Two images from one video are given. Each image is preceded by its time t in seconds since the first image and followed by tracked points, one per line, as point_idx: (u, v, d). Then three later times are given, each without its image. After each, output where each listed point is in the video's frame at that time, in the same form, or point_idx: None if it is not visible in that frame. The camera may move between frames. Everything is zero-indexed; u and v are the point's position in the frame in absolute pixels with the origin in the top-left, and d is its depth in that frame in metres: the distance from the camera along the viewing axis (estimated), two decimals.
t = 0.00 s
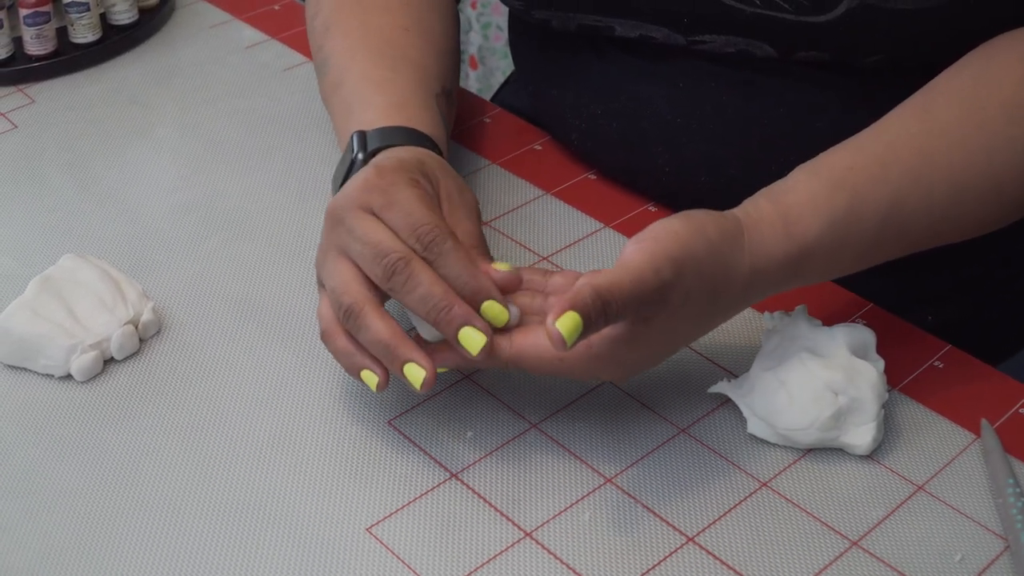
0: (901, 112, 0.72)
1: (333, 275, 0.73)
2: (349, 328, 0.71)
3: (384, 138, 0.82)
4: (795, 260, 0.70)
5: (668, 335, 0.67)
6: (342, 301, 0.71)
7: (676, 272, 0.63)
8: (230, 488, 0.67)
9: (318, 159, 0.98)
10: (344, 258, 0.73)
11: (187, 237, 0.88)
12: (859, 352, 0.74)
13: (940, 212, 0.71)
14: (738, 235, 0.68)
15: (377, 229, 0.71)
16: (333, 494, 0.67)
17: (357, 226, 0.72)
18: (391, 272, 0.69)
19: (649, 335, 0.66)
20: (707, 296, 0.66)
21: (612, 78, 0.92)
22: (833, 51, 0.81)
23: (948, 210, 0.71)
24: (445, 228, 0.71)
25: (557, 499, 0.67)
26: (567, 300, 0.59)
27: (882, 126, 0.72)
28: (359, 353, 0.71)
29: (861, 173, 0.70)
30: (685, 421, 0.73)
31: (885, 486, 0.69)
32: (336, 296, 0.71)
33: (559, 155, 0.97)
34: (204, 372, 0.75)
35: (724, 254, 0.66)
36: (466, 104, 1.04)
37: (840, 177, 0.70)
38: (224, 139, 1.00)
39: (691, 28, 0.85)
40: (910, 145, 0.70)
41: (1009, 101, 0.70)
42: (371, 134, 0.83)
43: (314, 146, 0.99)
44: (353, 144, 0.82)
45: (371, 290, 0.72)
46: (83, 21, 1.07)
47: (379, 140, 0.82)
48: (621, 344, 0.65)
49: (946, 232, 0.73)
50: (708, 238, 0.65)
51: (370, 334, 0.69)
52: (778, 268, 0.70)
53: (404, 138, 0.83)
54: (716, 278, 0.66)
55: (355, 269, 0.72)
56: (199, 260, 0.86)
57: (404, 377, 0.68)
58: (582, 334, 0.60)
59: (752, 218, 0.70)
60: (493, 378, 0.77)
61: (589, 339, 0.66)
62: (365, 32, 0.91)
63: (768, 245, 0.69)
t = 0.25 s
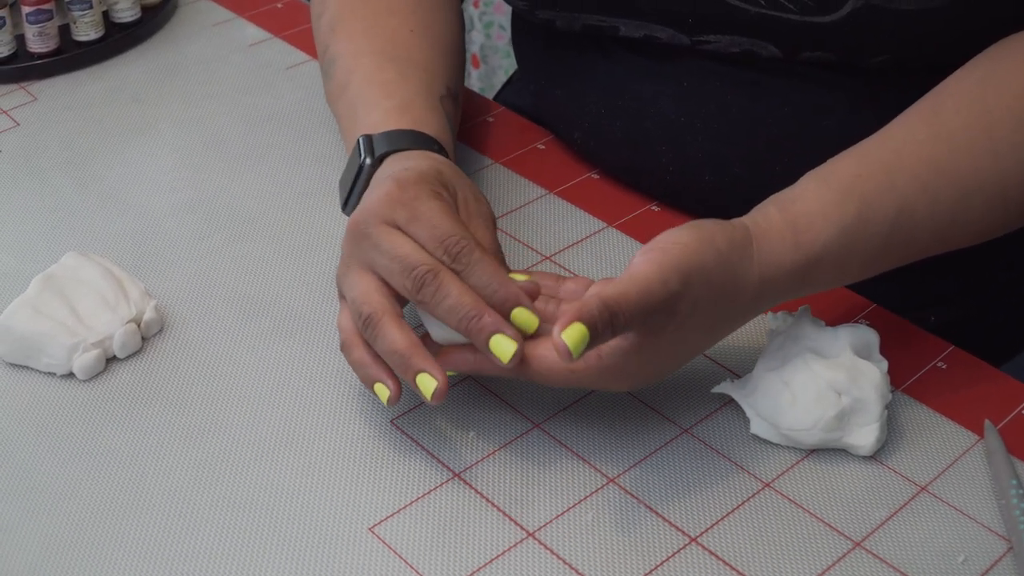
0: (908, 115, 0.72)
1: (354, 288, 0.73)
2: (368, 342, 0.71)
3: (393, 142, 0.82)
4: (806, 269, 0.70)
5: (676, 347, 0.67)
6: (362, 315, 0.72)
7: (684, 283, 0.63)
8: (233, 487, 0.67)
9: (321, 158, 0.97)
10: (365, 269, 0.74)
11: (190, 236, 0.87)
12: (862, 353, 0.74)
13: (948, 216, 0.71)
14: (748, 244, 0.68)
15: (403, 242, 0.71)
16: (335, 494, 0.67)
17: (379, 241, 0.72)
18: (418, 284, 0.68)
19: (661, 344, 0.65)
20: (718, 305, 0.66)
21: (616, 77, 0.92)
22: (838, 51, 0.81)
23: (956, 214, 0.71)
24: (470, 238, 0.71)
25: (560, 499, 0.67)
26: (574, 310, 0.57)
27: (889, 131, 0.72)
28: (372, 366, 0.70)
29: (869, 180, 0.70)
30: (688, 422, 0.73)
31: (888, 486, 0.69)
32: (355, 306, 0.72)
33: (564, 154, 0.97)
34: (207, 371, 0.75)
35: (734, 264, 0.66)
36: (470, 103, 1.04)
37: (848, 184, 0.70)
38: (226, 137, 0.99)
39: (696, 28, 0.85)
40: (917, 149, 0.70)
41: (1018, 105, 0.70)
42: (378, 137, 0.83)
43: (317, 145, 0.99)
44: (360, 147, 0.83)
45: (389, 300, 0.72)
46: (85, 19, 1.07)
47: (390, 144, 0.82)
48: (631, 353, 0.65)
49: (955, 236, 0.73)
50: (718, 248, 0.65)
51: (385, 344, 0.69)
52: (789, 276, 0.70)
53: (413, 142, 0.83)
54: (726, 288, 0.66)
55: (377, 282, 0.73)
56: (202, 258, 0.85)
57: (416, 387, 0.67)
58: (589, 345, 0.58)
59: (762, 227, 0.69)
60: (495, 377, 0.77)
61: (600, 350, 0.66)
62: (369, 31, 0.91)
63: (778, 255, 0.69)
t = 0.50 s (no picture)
0: (921, 117, 0.72)
1: (335, 303, 0.74)
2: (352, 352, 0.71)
3: (348, 134, 0.82)
4: (822, 272, 0.70)
5: (690, 349, 0.67)
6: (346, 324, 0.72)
7: (702, 280, 0.63)
8: (232, 485, 0.67)
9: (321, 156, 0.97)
10: (344, 283, 0.74)
11: (189, 234, 0.87)
12: (862, 351, 0.74)
13: (961, 221, 0.71)
14: (766, 246, 0.68)
15: (372, 251, 0.71)
16: (335, 492, 0.67)
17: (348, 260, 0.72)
18: (395, 284, 0.69)
19: (675, 345, 0.65)
20: (733, 306, 0.66)
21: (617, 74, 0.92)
22: (838, 50, 0.81)
23: (969, 218, 0.71)
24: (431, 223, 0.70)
25: (558, 497, 0.67)
26: (586, 297, 0.56)
27: (901, 132, 0.72)
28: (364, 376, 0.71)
29: (886, 180, 0.70)
30: (686, 420, 0.73)
31: (888, 485, 0.69)
32: (338, 321, 0.73)
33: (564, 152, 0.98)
34: (206, 370, 0.75)
35: (750, 265, 0.66)
36: (470, 100, 1.04)
37: (864, 185, 0.70)
38: (226, 135, 0.99)
39: (698, 28, 0.85)
40: (931, 150, 0.70)
41: None
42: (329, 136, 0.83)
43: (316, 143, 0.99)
44: (314, 149, 0.83)
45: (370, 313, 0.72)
46: (85, 17, 1.07)
47: (345, 141, 0.82)
48: (643, 352, 0.65)
49: (966, 239, 0.73)
50: (735, 249, 0.66)
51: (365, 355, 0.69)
52: (805, 280, 0.69)
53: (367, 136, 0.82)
54: (742, 289, 0.66)
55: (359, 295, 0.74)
56: (201, 257, 0.85)
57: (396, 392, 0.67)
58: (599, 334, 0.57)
59: (780, 229, 0.69)
60: (494, 375, 0.77)
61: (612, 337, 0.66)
62: (369, 30, 0.91)
63: (795, 257, 0.69)
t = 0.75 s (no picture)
0: (918, 121, 0.72)
1: (343, 286, 0.73)
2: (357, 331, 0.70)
3: (352, 123, 0.82)
4: (819, 283, 0.70)
5: (686, 364, 0.67)
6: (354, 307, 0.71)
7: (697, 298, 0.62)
8: (231, 484, 0.67)
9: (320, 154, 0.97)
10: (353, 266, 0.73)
11: (188, 232, 0.87)
12: (862, 348, 0.74)
13: (958, 228, 0.71)
14: (762, 260, 0.68)
15: (388, 234, 0.70)
16: (334, 490, 0.67)
17: (360, 244, 0.71)
18: (404, 273, 0.68)
19: (671, 358, 0.65)
20: (729, 320, 0.66)
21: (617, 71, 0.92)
22: (838, 48, 0.81)
23: (966, 223, 0.71)
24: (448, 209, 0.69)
25: (559, 495, 0.67)
26: (580, 319, 0.55)
27: (898, 137, 0.72)
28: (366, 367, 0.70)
29: (885, 189, 0.69)
30: (686, 417, 0.73)
31: (888, 482, 0.68)
32: (343, 303, 0.71)
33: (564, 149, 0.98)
34: (206, 368, 0.75)
35: (745, 282, 0.66)
36: (469, 97, 1.04)
37: (861, 195, 0.70)
38: (225, 132, 0.99)
39: (698, 26, 0.85)
40: (929, 156, 0.70)
41: None
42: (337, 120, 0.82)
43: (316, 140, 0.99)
44: (320, 129, 0.83)
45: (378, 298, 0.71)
46: (84, 15, 1.07)
47: (350, 127, 0.82)
48: (642, 367, 0.65)
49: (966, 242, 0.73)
50: (731, 265, 0.65)
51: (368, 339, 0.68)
52: (802, 291, 0.69)
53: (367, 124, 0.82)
54: (737, 304, 0.66)
55: (366, 277, 0.72)
56: (200, 254, 0.85)
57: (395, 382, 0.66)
58: (595, 354, 0.56)
59: (776, 242, 0.69)
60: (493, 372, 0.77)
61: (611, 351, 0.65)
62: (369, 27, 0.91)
63: (792, 270, 0.69)
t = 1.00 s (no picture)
0: (915, 123, 0.72)
1: (356, 269, 0.72)
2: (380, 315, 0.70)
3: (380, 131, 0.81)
4: (812, 284, 0.70)
5: (675, 364, 0.67)
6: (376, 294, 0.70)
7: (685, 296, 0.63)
8: (231, 485, 0.67)
9: (320, 153, 0.97)
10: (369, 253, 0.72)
11: (188, 232, 0.87)
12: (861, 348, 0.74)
13: (952, 231, 0.71)
14: (755, 259, 0.68)
15: (412, 228, 0.71)
16: (334, 490, 0.67)
17: (385, 233, 0.71)
18: (430, 270, 0.68)
19: (661, 357, 0.65)
20: (719, 320, 0.66)
21: (617, 70, 0.91)
22: (838, 48, 0.81)
23: (961, 226, 0.71)
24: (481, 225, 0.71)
25: (559, 495, 0.67)
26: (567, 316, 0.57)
27: (895, 138, 0.72)
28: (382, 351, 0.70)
29: (878, 191, 0.69)
30: (687, 418, 0.73)
31: (888, 483, 0.68)
32: (361, 288, 0.71)
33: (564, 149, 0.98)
34: (206, 368, 0.75)
35: (737, 283, 0.66)
36: (469, 97, 1.04)
37: (855, 197, 0.70)
38: (224, 132, 0.99)
39: (697, 25, 0.85)
40: (924, 158, 0.70)
41: None
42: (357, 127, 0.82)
43: (315, 140, 0.99)
44: (349, 134, 0.81)
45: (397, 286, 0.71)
46: (83, 14, 1.07)
47: (380, 135, 0.81)
48: (631, 364, 0.65)
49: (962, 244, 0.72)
50: (722, 263, 0.65)
51: (396, 328, 0.68)
52: (794, 293, 0.69)
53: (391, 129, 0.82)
54: (728, 305, 0.66)
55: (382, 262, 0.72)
56: (200, 254, 0.85)
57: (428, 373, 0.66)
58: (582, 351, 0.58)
59: (769, 242, 0.70)
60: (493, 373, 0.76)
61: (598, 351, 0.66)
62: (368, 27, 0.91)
63: (784, 271, 0.69)
